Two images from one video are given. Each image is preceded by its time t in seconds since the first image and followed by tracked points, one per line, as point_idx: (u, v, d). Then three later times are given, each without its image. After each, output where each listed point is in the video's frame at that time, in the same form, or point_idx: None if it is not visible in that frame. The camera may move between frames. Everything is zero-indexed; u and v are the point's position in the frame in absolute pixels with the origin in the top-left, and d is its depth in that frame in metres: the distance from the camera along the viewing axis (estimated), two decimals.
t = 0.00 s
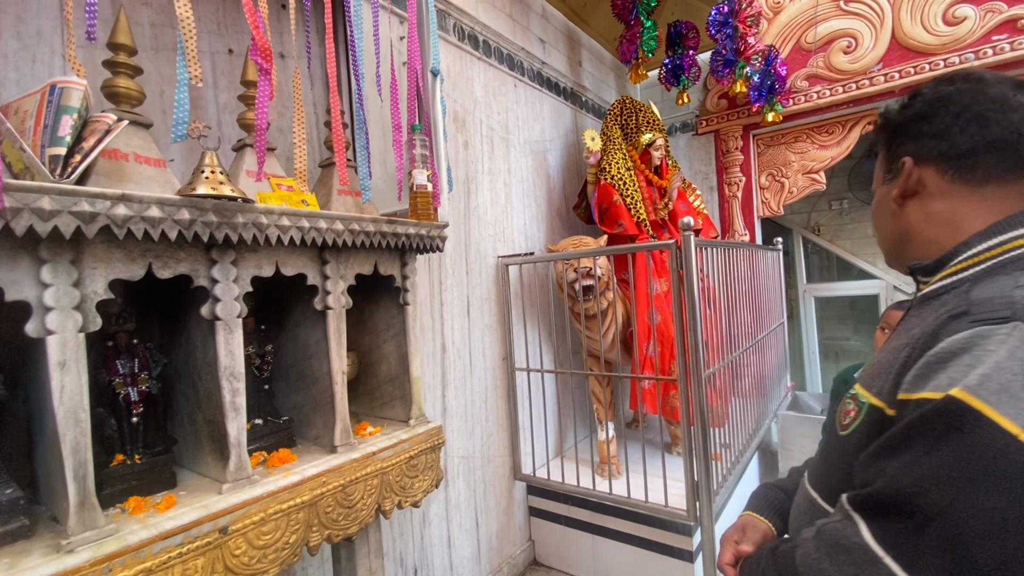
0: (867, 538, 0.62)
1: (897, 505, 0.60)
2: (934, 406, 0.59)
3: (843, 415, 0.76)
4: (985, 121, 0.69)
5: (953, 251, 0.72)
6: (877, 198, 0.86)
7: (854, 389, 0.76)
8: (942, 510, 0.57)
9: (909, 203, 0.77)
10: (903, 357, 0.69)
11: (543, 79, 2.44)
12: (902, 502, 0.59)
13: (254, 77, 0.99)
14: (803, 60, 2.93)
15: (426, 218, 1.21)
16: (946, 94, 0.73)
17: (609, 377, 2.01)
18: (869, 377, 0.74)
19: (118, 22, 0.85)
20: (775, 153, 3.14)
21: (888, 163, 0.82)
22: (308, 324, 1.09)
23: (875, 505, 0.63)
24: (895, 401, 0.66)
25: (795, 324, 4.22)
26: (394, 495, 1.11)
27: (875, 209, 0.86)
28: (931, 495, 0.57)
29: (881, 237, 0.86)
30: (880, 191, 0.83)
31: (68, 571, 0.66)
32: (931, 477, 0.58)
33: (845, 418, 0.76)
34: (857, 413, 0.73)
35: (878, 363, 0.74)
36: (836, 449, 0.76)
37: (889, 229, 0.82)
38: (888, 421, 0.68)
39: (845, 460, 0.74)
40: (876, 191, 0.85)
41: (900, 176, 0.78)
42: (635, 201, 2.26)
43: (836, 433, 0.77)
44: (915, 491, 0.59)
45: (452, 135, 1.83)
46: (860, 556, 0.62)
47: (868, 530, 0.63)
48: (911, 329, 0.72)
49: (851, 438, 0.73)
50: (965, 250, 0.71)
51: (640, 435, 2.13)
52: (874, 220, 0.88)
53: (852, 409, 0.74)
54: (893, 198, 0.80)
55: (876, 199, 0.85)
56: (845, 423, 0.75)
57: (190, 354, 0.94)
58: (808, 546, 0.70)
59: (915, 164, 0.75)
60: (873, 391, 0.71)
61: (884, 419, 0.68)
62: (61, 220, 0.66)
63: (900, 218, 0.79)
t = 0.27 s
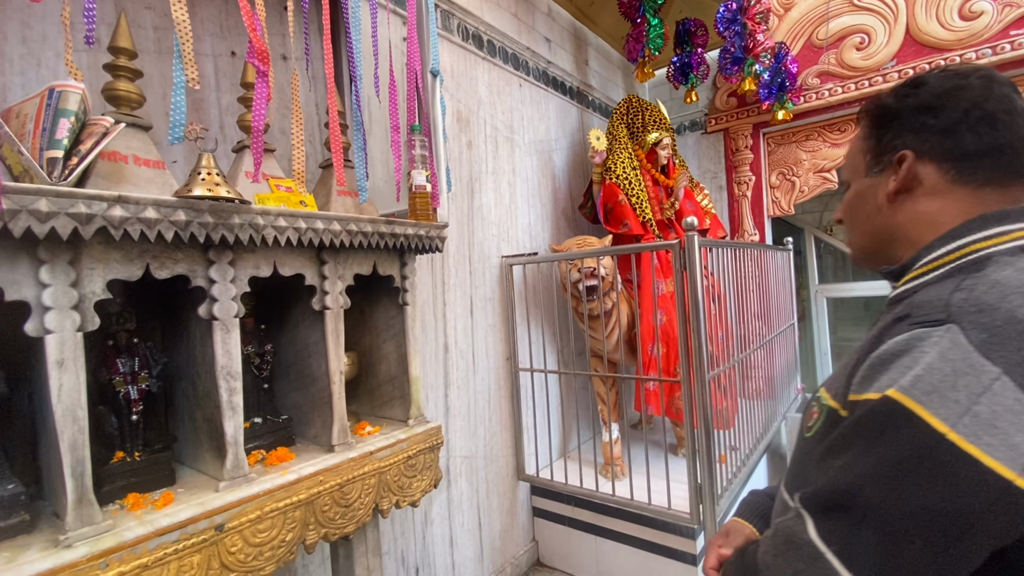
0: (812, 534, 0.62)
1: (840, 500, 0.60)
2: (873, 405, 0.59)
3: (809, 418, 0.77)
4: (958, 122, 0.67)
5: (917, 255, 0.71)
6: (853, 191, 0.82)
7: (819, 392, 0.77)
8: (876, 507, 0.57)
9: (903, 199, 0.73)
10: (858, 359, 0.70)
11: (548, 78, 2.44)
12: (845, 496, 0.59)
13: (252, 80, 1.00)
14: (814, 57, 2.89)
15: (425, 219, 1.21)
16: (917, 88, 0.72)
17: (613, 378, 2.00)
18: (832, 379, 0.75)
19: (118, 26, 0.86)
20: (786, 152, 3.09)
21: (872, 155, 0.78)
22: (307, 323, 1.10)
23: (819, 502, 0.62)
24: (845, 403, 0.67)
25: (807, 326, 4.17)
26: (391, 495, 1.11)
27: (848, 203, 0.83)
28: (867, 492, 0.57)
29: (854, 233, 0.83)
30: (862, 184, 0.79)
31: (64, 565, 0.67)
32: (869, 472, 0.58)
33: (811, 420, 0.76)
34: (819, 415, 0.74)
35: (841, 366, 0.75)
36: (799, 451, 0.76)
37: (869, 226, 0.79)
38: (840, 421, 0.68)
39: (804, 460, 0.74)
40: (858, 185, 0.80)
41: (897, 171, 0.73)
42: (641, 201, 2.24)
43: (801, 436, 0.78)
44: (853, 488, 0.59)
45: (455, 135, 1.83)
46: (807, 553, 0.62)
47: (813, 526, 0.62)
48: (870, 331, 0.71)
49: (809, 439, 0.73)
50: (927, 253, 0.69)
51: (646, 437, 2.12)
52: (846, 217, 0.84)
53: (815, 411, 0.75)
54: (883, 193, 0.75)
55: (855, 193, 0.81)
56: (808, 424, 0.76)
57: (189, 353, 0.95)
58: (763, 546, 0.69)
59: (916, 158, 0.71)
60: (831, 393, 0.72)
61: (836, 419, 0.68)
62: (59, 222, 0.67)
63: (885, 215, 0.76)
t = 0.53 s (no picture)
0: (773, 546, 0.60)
1: (802, 512, 0.58)
2: (843, 414, 0.58)
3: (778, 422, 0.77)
4: (960, 123, 0.64)
5: (892, 256, 0.70)
6: (840, 180, 0.75)
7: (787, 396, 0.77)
8: (840, 521, 0.55)
9: (917, 196, 0.68)
10: (827, 363, 0.69)
11: (564, 76, 2.43)
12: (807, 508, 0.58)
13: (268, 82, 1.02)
14: (838, 51, 2.82)
15: (437, 219, 1.21)
16: (903, 85, 0.68)
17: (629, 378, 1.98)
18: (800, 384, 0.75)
19: (137, 31, 0.88)
20: (807, 148, 3.03)
21: (875, 142, 0.71)
22: (321, 322, 1.11)
23: (782, 514, 0.60)
24: (813, 409, 0.66)
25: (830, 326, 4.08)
26: (404, 492, 1.12)
27: (832, 193, 0.76)
28: (831, 504, 0.56)
29: (833, 226, 0.78)
30: (857, 174, 0.72)
31: (84, 557, 0.69)
32: (834, 484, 0.56)
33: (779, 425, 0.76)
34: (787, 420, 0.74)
35: (810, 370, 0.74)
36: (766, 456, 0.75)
37: (859, 221, 0.74)
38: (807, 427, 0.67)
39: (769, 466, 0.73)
40: (851, 181, 0.73)
41: (914, 166, 0.67)
42: (658, 199, 2.22)
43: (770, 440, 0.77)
44: (814, 500, 0.57)
45: (469, 134, 1.84)
46: (770, 565, 0.60)
47: (777, 538, 0.60)
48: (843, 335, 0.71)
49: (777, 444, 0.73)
50: (903, 254, 0.68)
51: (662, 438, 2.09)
52: (828, 212, 0.78)
53: (784, 416, 0.75)
54: (889, 187, 0.69)
55: (846, 183, 0.74)
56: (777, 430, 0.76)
57: (207, 351, 0.97)
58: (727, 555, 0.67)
59: (938, 152, 0.65)
60: (800, 399, 0.72)
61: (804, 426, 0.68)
62: (79, 223, 0.69)
63: (882, 212, 0.71)
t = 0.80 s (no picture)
0: None
1: (839, 549, 0.52)
2: (879, 439, 0.50)
3: (776, 430, 0.69)
4: (974, 115, 0.57)
5: (893, 257, 0.64)
6: (838, 175, 0.69)
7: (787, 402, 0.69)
8: (890, 560, 0.48)
9: (919, 192, 0.62)
10: (844, 371, 0.60)
11: (578, 72, 2.41)
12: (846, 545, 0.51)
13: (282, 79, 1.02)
14: (860, 44, 2.76)
15: (451, 215, 1.21)
16: (904, 72, 0.61)
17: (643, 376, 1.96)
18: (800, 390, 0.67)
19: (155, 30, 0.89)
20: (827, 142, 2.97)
21: (875, 134, 0.64)
22: (335, 318, 1.12)
23: (815, 549, 0.54)
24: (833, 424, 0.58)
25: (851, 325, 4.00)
26: (417, 489, 1.12)
27: (827, 189, 0.70)
28: (877, 541, 0.49)
29: (830, 224, 0.72)
30: (857, 168, 0.66)
31: (103, 549, 0.70)
32: (875, 518, 0.50)
33: (779, 434, 0.68)
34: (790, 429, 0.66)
35: (812, 376, 0.66)
36: (772, 469, 0.69)
37: (858, 219, 0.68)
38: (824, 443, 0.60)
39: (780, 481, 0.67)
40: (851, 175, 0.67)
41: (919, 160, 0.61)
42: (673, 195, 2.20)
43: (770, 451, 0.70)
44: (858, 536, 0.50)
45: (482, 130, 1.83)
46: None
47: None
48: (857, 339, 0.62)
49: (786, 458, 0.66)
50: (909, 254, 0.62)
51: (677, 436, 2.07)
52: (825, 209, 0.72)
53: (785, 425, 0.67)
54: (891, 184, 0.63)
55: (843, 179, 0.68)
56: (778, 440, 0.68)
57: (223, 347, 0.98)
58: None
59: (945, 145, 0.59)
60: (811, 411, 0.63)
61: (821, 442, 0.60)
62: (98, 220, 0.70)
63: (882, 209, 0.65)
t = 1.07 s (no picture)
0: None
1: None
2: (997, 457, 0.40)
3: (817, 448, 0.58)
4: None
5: (946, 253, 0.55)
6: (925, 154, 0.53)
7: (832, 414, 0.58)
8: None
9: (1015, 184, 0.52)
10: (921, 377, 0.50)
11: (594, 65, 2.37)
12: None
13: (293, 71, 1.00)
14: (886, 33, 2.68)
15: (463, 210, 1.19)
16: (1015, 40, 0.50)
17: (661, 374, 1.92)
18: (849, 399, 0.57)
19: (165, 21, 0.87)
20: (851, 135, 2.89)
21: (981, 108, 0.51)
22: (347, 314, 1.10)
23: None
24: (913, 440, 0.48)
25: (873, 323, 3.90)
26: (430, 488, 1.10)
27: (903, 170, 0.54)
28: None
29: (902, 214, 0.56)
30: (955, 148, 0.52)
31: (112, 548, 0.69)
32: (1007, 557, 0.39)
33: (822, 453, 0.57)
34: (843, 447, 0.55)
35: (869, 383, 0.56)
36: (813, 492, 0.57)
37: (942, 210, 0.54)
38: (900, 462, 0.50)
39: (829, 507, 0.55)
40: (946, 158, 0.52)
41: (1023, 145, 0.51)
42: (692, 189, 2.15)
43: (806, 470, 0.58)
44: (927, 537, 0.42)
45: (496, 124, 1.81)
46: None
47: None
48: (923, 341, 0.53)
49: (841, 483, 0.54)
50: (972, 250, 0.53)
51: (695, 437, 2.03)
52: (900, 195, 0.55)
53: (836, 443, 0.55)
54: (988, 168, 0.52)
55: (931, 159, 0.53)
56: (825, 462, 0.56)
57: (234, 344, 0.97)
58: None
59: None
60: (878, 428, 0.52)
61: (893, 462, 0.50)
62: (106, 214, 0.69)
63: (972, 199, 0.53)
